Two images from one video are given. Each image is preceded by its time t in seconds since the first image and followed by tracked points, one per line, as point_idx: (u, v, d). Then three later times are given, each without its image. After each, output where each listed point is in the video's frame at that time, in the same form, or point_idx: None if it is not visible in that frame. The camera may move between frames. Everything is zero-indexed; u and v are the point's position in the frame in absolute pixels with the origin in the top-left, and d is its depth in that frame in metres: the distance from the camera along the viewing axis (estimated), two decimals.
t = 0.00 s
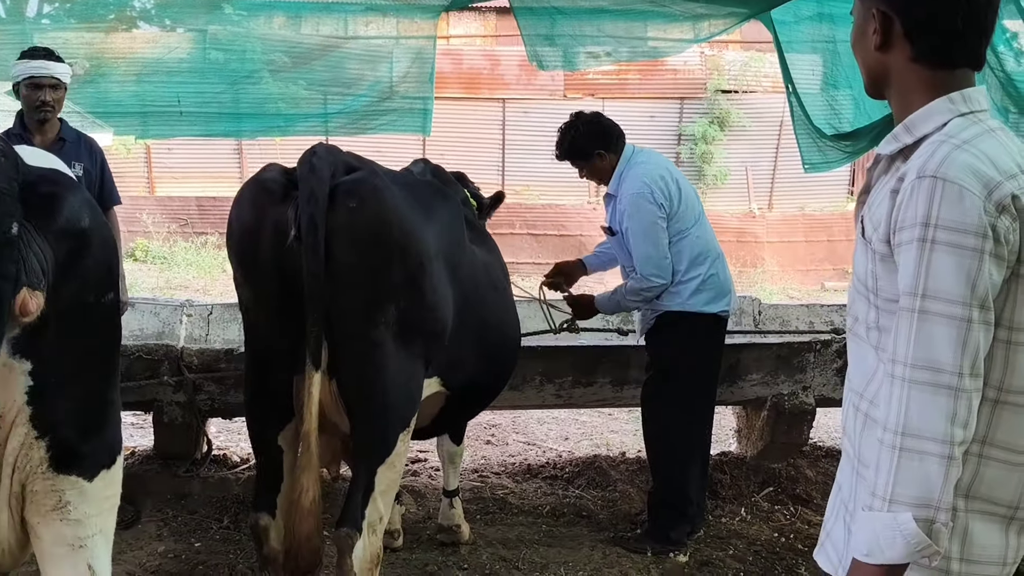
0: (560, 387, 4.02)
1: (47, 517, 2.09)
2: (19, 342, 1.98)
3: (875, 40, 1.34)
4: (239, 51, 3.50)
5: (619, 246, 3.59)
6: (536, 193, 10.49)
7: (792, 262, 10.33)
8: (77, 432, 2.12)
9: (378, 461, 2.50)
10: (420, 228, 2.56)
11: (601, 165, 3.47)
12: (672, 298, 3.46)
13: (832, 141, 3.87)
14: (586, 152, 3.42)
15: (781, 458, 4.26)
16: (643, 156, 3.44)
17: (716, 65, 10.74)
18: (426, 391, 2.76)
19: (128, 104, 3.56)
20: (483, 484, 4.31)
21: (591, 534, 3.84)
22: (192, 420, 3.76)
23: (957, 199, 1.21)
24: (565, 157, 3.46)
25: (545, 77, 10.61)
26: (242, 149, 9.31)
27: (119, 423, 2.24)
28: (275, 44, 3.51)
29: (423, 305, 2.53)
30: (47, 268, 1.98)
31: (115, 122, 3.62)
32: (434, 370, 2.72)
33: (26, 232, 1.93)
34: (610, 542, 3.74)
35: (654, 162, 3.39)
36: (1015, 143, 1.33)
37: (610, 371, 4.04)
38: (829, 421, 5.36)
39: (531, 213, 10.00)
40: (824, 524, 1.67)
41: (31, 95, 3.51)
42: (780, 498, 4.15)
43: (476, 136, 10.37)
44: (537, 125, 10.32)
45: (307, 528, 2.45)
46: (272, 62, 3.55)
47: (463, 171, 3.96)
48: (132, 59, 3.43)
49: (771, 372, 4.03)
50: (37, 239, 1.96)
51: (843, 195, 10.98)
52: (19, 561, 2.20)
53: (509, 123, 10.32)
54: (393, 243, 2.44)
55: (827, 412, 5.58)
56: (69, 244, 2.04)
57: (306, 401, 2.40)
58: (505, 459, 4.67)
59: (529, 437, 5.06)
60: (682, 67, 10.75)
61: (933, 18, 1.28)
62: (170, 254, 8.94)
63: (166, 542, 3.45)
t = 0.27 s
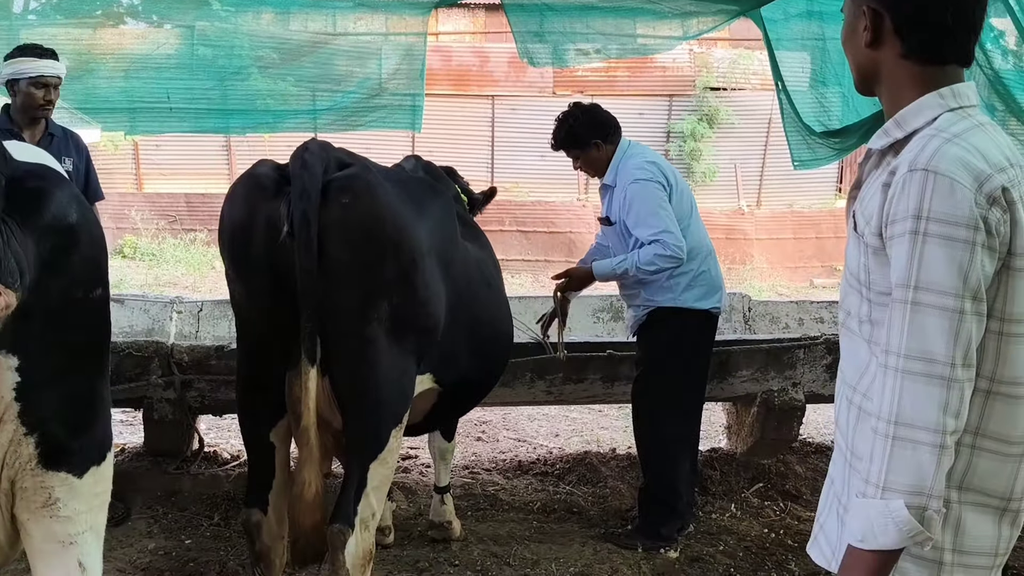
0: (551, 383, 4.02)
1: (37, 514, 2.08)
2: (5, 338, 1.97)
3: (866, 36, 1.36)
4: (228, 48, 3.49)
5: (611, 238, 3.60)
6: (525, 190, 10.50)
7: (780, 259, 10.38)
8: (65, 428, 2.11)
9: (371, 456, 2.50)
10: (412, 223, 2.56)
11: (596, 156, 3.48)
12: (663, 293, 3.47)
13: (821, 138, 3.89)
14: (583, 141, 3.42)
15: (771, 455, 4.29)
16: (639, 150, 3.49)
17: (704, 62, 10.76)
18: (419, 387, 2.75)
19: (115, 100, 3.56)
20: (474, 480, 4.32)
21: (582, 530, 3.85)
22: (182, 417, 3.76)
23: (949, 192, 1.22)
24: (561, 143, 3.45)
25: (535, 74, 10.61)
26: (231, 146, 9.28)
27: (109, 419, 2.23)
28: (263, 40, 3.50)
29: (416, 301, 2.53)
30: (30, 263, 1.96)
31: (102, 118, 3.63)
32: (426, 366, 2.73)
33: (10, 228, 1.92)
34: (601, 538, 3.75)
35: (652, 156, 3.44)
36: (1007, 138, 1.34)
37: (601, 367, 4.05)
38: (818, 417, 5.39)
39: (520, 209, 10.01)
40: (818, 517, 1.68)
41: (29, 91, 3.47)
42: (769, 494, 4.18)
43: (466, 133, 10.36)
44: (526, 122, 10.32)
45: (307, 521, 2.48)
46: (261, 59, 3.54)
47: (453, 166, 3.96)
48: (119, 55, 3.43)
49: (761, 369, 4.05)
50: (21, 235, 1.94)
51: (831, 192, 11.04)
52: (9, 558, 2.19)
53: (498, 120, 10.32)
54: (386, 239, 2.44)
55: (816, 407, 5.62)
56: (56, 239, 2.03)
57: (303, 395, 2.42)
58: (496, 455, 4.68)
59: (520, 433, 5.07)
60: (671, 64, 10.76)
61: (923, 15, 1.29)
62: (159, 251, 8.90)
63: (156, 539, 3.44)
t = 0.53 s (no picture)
0: (541, 380, 4.05)
1: (24, 511, 2.10)
2: None
3: (853, 38, 1.38)
4: (220, 46, 3.50)
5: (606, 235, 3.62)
6: (516, 188, 10.53)
7: (770, 257, 10.43)
8: (51, 426, 2.12)
9: (362, 454, 2.52)
10: (405, 222, 2.58)
11: (594, 154, 3.50)
12: (656, 291, 3.50)
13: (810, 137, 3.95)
14: (582, 137, 3.44)
15: (759, 452, 4.32)
16: (636, 149, 3.51)
17: (694, 61, 10.81)
18: (409, 384, 2.77)
19: (107, 99, 3.57)
20: (464, 477, 4.34)
21: (572, 526, 3.88)
22: (173, 414, 3.77)
23: (933, 192, 1.25)
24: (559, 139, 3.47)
25: (526, 72, 10.63)
26: (222, 143, 9.27)
27: (95, 416, 2.25)
28: (255, 38, 3.51)
29: (409, 299, 2.55)
30: (12, 263, 1.98)
31: (94, 115, 3.64)
32: (417, 363, 2.75)
33: None
34: (590, 534, 3.78)
35: (650, 154, 3.46)
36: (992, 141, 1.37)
37: (591, 364, 4.07)
38: (807, 414, 5.43)
39: (511, 207, 10.03)
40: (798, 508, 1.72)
41: (25, 91, 3.46)
42: (758, 491, 4.22)
43: (457, 131, 10.37)
44: (518, 120, 10.34)
45: (303, 518, 2.52)
46: (253, 57, 3.55)
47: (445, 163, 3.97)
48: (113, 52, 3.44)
49: (750, 366, 4.08)
50: (3, 234, 1.95)
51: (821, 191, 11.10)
52: None
53: (490, 118, 10.34)
54: (379, 237, 2.46)
55: (804, 404, 5.66)
56: (40, 238, 2.03)
57: (297, 392, 2.44)
58: (486, 453, 4.70)
59: (510, 430, 5.09)
60: (661, 62, 10.79)
61: (910, 17, 1.32)
62: (150, 247, 8.88)
63: (147, 536, 3.45)
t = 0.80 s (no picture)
0: (539, 381, 4.02)
1: (17, 511, 2.06)
2: None
3: (849, 36, 1.35)
4: (216, 45, 3.48)
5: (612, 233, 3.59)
6: (515, 187, 10.51)
7: (770, 258, 10.41)
8: (45, 425, 2.09)
9: (356, 454, 2.49)
10: (398, 221, 2.56)
11: (602, 151, 3.47)
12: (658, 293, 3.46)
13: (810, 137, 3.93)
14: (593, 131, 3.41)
15: (759, 453, 4.30)
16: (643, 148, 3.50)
17: (694, 60, 10.79)
18: (407, 384, 2.75)
19: (102, 98, 3.53)
20: (462, 479, 4.31)
21: (570, 528, 3.85)
22: (168, 415, 3.74)
23: (926, 189, 1.22)
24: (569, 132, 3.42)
25: (526, 71, 10.61)
26: (219, 143, 9.24)
27: (90, 415, 2.22)
28: (252, 37, 3.48)
29: (402, 299, 2.52)
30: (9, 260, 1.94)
31: (89, 114, 3.60)
32: (413, 364, 2.72)
33: None
34: (588, 536, 3.75)
35: (659, 153, 3.44)
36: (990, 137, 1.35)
37: (589, 365, 4.05)
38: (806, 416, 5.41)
39: (510, 207, 10.00)
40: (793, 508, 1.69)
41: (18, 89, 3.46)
42: (757, 493, 4.19)
43: (456, 131, 10.34)
44: (517, 119, 10.32)
45: (293, 522, 2.48)
46: (249, 55, 3.52)
47: (442, 163, 3.93)
48: (108, 52, 3.41)
49: (749, 367, 4.06)
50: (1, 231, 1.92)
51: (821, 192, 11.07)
52: None
53: (489, 118, 10.31)
54: (370, 237, 2.43)
55: (804, 405, 5.63)
56: (34, 236, 2.00)
57: (289, 393, 2.40)
58: (484, 454, 4.67)
59: (508, 432, 5.07)
60: (661, 61, 10.77)
61: (907, 17, 1.30)
62: (147, 248, 8.85)
63: (141, 538, 3.42)
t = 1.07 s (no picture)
0: (540, 379, 4.02)
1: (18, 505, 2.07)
2: None
3: (846, 33, 1.35)
4: (218, 42, 3.49)
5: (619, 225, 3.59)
6: (517, 185, 10.52)
7: (771, 256, 10.41)
8: (47, 420, 2.09)
9: (357, 450, 2.50)
10: (399, 217, 2.57)
11: (624, 140, 3.46)
12: (656, 292, 3.46)
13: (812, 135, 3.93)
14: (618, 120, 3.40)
15: (759, 451, 4.30)
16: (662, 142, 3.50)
17: (697, 59, 10.80)
18: (408, 380, 2.76)
19: (104, 95, 3.53)
20: (463, 476, 4.32)
21: (571, 525, 3.86)
22: (170, 411, 3.75)
23: (926, 186, 1.22)
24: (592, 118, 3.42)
25: (528, 69, 10.61)
26: (221, 140, 9.26)
27: (91, 411, 2.23)
28: (254, 34, 3.50)
29: (403, 295, 2.53)
30: (9, 255, 1.94)
31: (91, 111, 3.58)
32: (414, 360, 2.73)
33: None
34: (589, 534, 3.75)
35: (677, 153, 3.43)
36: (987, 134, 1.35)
37: (590, 363, 4.05)
38: (807, 415, 5.41)
39: (511, 205, 10.01)
40: (797, 508, 1.69)
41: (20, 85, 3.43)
42: (758, 491, 4.19)
43: (458, 128, 10.34)
44: (519, 117, 10.31)
45: (287, 519, 2.52)
46: (251, 53, 3.53)
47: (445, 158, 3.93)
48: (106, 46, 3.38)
49: (750, 365, 4.06)
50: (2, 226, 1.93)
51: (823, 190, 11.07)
52: None
53: (491, 116, 10.31)
54: (372, 233, 2.44)
55: (806, 404, 5.63)
56: (36, 231, 2.00)
57: (286, 390, 2.41)
58: (485, 451, 4.67)
59: (510, 429, 5.07)
60: (663, 60, 10.77)
61: (904, 14, 1.29)
62: (148, 245, 8.86)
63: (143, 534, 3.43)
